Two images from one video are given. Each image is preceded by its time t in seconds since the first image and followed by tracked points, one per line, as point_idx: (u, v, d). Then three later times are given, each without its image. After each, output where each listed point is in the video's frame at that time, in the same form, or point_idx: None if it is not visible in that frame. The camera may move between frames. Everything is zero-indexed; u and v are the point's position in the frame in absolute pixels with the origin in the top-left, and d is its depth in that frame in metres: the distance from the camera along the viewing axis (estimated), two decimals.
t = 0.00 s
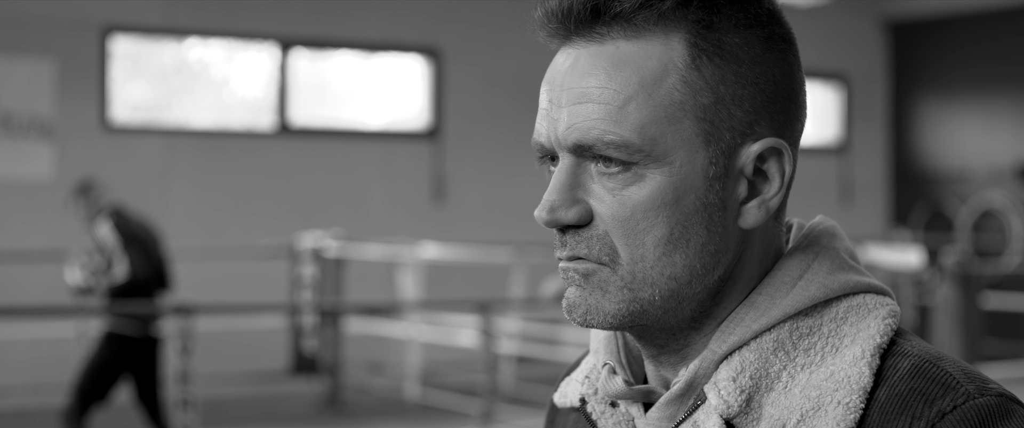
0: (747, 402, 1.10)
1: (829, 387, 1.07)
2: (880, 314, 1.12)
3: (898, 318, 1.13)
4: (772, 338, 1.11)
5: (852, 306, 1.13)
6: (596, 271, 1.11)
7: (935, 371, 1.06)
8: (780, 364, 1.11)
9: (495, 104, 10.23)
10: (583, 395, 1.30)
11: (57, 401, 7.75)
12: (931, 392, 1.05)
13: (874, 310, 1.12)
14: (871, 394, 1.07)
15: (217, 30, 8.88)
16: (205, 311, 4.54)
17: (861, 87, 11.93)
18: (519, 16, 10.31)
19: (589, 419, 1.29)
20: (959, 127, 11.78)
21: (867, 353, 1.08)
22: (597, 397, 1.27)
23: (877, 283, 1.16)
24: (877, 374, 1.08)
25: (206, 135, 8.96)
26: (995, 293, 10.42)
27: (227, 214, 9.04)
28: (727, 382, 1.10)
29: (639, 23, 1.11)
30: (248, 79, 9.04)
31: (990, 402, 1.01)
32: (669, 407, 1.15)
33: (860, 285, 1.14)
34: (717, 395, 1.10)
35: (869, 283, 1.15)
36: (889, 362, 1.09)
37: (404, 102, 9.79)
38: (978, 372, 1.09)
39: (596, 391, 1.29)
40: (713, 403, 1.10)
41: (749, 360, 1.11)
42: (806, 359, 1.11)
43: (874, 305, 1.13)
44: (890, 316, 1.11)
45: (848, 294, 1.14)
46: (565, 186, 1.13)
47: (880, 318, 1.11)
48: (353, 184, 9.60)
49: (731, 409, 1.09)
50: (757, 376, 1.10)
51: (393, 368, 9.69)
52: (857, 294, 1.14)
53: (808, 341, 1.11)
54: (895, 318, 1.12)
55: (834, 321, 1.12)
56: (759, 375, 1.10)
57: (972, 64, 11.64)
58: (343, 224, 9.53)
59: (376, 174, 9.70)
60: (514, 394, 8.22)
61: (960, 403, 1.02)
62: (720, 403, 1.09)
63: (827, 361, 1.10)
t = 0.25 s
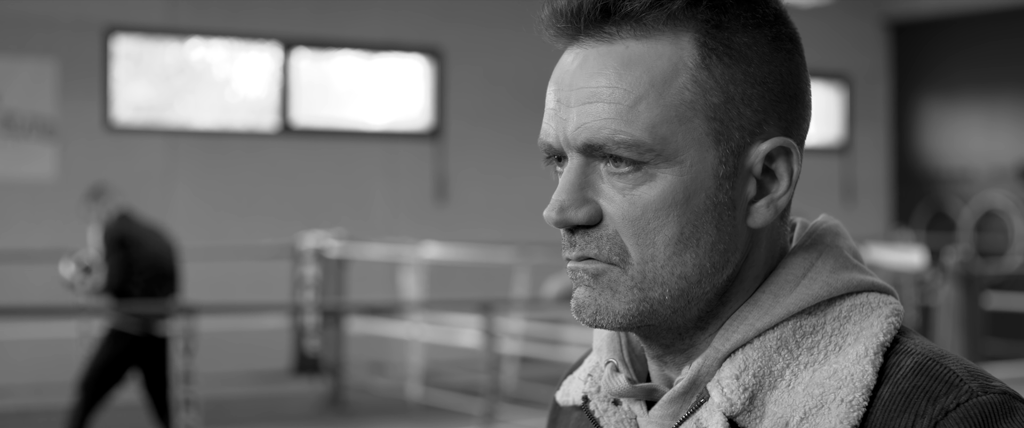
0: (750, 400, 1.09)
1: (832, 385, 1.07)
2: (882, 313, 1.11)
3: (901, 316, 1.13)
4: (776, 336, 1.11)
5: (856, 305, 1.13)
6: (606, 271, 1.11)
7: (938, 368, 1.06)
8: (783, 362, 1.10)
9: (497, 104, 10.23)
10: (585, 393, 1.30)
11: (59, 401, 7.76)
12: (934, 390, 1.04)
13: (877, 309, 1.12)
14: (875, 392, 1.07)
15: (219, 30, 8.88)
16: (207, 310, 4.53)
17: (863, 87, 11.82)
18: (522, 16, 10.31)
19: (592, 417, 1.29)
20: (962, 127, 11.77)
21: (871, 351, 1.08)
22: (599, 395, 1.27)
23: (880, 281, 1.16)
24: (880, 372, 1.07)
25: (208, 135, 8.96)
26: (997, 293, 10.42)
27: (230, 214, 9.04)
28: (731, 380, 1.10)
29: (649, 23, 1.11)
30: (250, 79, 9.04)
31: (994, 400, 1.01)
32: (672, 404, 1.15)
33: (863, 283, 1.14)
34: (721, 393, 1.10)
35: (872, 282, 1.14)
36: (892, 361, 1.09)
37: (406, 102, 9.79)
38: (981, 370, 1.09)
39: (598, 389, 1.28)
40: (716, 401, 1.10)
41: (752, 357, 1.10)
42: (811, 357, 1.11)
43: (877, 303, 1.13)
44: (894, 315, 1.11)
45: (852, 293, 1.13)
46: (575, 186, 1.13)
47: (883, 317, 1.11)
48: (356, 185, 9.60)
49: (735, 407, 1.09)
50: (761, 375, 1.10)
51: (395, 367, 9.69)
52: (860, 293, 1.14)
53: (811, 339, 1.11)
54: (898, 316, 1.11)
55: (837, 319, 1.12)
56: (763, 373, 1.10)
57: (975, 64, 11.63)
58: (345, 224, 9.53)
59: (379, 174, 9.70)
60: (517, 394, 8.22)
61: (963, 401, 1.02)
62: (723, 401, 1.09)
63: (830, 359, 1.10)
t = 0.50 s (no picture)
0: (750, 398, 1.09)
1: (832, 383, 1.07)
2: (882, 311, 1.11)
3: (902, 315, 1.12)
4: (776, 335, 1.11)
5: (856, 304, 1.12)
6: (611, 271, 1.10)
7: (938, 367, 1.06)
8: (783, 361, 1.10)
9: (499, 104, 10.23)
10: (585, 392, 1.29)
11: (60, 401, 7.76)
12: (934, 388, 1.04)
13: (877, 307, 1.11)
14: (874, 390, 1.06)
15: (221, 30, 8.88)
16: (209, 311, 4.53)
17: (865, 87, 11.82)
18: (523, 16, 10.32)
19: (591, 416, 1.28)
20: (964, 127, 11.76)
21: (871, 350, 1.08)
22: (598, 394, 1.26)
23: (881, 280, 1.15)
24: (880, 370, 1.07)
25: (210, 135, 8.97)
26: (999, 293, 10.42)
27: (232, 213, 9.04)
28: (731, 379, 1.09)
29: (653, 22, 1.11)
30: (252, 79, 9.04)
31: (994, 398, 1.01)
32: (672, 403, 1.15)
33: (865, 282, 1.14)
34: (721, 391, 1.09)
35: (872, 281, 1.14)
36: (892, 359, 1.08)
37: (408, 102, 9.78)
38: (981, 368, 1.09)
39: (598, 387, 1.28)
40: (715, 399, 1.10)
41: (752, 356, 1.10)
42: (812, 356, 1.10)
43: (877, 302, 1.12)
44: (894, 313, 1.11)
45: (852, 291, 1.13)
46: (579, 186, 1.12)
47: (883, 315, 1.10)
48: (358, 184, 9.60)
49: (734, 405, 1.08)
50: (760, 373, 1.10)
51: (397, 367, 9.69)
52: (861, 291, 1.13)
53: (810, 338, 1.11)
54: (899, 315, 1.11)
55: (837, 318, 1.11)
56: (763, 372, 1.10)
57: (978, 64, 11.62)
58: (347, 224, 9.53)
59: (381, 174, 9.70)
60: (519, 393, 8.23)
61: (963, 399, 1.01)
62: (723, 399, 1.09)
63: (830, 358, 1.10)
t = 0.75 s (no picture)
0: (746, 397, 1.09)
1: (829, 381, 1.06)
2: (880, 309, 1.10)
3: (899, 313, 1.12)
4: (773, 334, 1.10)
5: (853, 302, 1.12)
6: (610, 271, 1.10)
7: (934, 364, 1.05)
8: (781, 359, 1.09)
9: (501, 104, 10.22)
10: (582, 391, 1.29)
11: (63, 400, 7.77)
12: (930, 386, 1.04)
13: (874, 305, 1.11)
14: (871, 388, 1.06)
15: (224, 30, 8.88)
16: (212, 310, 4.54)
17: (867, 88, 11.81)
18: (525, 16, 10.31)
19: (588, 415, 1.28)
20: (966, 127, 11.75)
21: (868, 349, 1.07)
22: (594, 393, 1.27)
23: (878, 278, 1.15)
24: (876, 368, 1.07)
25: (212, 135, 8.97)
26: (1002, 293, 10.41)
27: (234, 213, 9.04)
28: (728, 377, 1.09)
29: (652, 23, 1.10)
30: (254, 79, 9.04)
31: (990, 396, 1.00)
32: (669, 402, 1.14)
33: (862, 280, 1.13)
34: (718, 390, 1.09)
35: (869, 279, 1.13)
36: (889, 357, 1.08)
37: (410, 102, 9.78)
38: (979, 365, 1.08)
39: (595, 387, 1.28)
40: (713, 398, 1.09)
41: (749, 355, 1.10)
42: (810, 355, 1.10)
43: (874, 300, 1.12)
44: (890, 311, 1.10)
45: (849, 290, 1.12)
46: (577, 187, 1.12)
47: (879, 314, 1.10)
48: (360, 185, 9.59)
49: (732, 403, 1.08)
50: (758, 372, 1.09)
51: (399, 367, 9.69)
52: (859, 290, 1.13)
53: (807, 337, 1.10)
54: (895, 313, 1.11)
55: (834, 316, 1.11)
56: (759, 371, 1.09)
57: (980, 64, 11.62)
58: (349, 224, 9.52)
59: (383, 174, 9.70)
60: (521, 394, 8.22)
61: (959, 397, 1.01)
62: (720, 398, 1.08)
63: (827, 356, 1.09)
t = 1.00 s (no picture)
0: (745, 396, 1.08)
1: (827, 380, 1.06)
2: (876, 309, 1.10)
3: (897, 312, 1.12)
4: (771, 333, 1.10)
5: (851, 301, 1.11)
6: (609, 271, 1.10)
7: (932, 362, 1.05)
8: (778, 359, 1.09)
9: (503, 104, 10.22)
10: (580, 391, 1.29)
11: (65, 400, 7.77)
12: (929, 384, 1.03)
13: (871, 304, 1.11)
14: (869, 387, 1.06)
15: (225, 31, 8.89)
16: (213, 310, 4.54)
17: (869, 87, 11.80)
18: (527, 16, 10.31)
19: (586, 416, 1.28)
20: (968, 127, 11.74)
21: (866, 347, 1.07)
22: (592, 394, 1.26)
23: (876, 278, 1.14)
24: (875, 367, 1.06)
25: (214, 135, 8.97)
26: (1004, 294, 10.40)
27: (235, 213, 9.03)
28: (726, 376, 1.08)
29: (649, 22, 1.10)
30: (256, 79, 9.04)
31: (988, 393, 1.00)
32: (667, 402, 1.14)
33: (860, 279, 1.13)
34: (716, 390, 1.09)
35: (866, 278, 1.13)
36: (886, 355, 1.08)
37: (412, 102, 9.78)
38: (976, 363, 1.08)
39: (593, 387, 1.27)
40: (711, 397, 1.09)
41: (746, 354, 1.09)
42: (809, 354, 1.09)
43: (872, 299, 1.11)
44: (888, 310, 1.10)
45: (846, 288, 1.12)
46: (575, 186, 1.12)
47: (877, 312, 1.10)
48: (361, 185, 9.59)
49: (730, 403, 1.08)
50: (755, 371, 1.09)
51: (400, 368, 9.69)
52: (856, 289, 1.12)
53: (805, 336, 1.10)
54: (893, 312, 1.11)
55: (832, 316, 1.11)
56: (758, 370, 1.09)
57: (982, 64, 11.60)
58: (350, 224, 9.52)
59: (384, 174, 9.70)
60: (523, 394, 8.22)
61: (957, 394, 1.00)
62: (718, 398, 1.08)
63: (825, 355, 1.09)
